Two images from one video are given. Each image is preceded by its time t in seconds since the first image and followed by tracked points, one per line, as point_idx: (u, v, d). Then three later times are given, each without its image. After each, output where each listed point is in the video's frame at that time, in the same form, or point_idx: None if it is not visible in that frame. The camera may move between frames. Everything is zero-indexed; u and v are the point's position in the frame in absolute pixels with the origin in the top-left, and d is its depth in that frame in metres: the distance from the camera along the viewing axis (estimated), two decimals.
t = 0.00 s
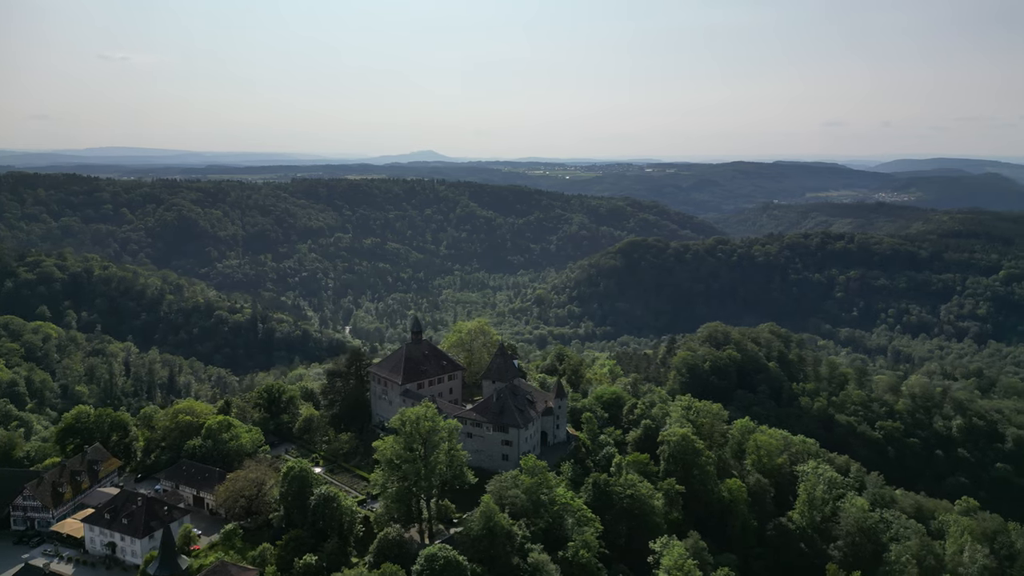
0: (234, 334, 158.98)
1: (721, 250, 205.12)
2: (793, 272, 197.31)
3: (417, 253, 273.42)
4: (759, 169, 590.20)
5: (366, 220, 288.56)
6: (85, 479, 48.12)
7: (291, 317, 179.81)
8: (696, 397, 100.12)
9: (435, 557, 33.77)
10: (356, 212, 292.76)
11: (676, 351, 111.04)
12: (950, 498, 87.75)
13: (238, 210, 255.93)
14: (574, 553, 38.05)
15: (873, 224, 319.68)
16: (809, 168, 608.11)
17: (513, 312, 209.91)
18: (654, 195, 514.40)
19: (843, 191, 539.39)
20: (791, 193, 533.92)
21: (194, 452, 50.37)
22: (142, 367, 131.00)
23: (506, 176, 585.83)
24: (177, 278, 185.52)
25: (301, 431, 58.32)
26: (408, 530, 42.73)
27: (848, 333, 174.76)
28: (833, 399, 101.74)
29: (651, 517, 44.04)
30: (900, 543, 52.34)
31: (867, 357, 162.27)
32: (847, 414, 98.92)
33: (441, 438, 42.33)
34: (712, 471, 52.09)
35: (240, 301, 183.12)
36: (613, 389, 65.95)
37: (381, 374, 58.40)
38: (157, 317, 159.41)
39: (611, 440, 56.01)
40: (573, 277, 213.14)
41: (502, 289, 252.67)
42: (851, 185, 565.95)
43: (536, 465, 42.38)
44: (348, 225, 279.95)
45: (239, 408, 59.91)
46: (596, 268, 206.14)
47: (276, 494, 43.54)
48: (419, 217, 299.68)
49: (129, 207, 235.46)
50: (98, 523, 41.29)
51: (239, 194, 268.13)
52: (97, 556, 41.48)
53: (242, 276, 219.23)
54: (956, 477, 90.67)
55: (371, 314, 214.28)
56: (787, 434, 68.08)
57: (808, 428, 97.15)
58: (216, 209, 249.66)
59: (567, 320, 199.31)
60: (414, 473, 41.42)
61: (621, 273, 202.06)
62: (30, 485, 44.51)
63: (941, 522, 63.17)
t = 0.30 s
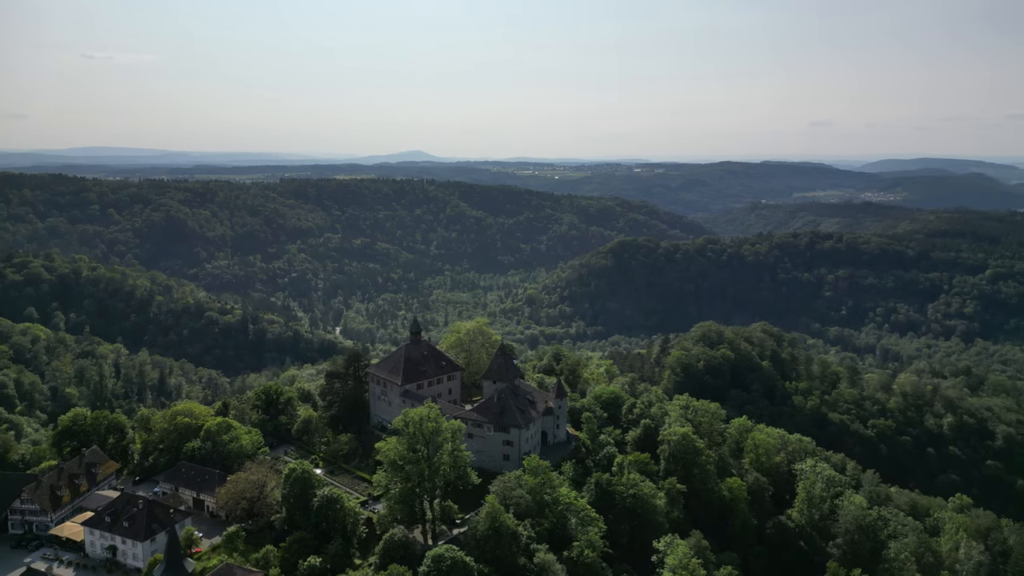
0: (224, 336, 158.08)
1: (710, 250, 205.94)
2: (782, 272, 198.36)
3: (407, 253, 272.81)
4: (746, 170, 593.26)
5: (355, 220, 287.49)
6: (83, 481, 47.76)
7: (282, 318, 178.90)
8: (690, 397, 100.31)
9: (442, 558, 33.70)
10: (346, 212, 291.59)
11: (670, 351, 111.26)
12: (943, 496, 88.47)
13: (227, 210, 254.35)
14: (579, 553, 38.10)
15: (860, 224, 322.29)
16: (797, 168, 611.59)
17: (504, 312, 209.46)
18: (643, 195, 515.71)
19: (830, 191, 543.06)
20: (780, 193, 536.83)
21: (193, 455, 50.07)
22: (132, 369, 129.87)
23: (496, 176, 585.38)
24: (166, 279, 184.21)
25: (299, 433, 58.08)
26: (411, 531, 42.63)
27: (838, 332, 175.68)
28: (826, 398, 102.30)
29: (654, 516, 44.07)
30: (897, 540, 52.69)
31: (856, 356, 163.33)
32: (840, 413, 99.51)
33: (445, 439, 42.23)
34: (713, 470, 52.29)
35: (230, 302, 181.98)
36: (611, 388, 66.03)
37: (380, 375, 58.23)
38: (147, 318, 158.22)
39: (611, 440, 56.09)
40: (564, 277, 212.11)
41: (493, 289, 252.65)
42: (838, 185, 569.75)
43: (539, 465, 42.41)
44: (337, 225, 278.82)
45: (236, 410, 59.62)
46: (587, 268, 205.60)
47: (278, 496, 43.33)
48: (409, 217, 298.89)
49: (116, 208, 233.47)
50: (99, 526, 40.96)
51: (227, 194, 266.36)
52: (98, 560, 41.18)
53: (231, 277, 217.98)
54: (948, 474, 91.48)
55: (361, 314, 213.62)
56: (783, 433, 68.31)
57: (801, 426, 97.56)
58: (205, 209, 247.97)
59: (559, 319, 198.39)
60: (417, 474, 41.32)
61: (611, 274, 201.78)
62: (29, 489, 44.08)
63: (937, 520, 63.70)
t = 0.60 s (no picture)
0: (215, 337, 157.07)
1: (700, 249, 206.67)
2: (771, 271, 199.39)
3: (397, 253, 272.09)
4: (734, 169, 596.22)
5: (345, 220, 286.38)
6: (82, 484, 47.33)
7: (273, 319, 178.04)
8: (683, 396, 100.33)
9: (449, 559, 33.68)
10: (335, 212, 290.20)
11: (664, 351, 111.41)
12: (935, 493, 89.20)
13: (215, 211, 252.72)
14: (584, 553, 38.16)
15: (847, 223, 324.76)
16: (784, 168, 615.18)
17: (496, 313, 207.60)
18: (631, 194, 516.88)
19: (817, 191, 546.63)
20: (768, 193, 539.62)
21: (193, 457, 49.79)
22: (123, 371, 128.76)
23: (484, 176, 584.85)
24: (155, 280, 182.85)
25: (298, 434, 57.83)
26: (415, 532, 42.54)
27: (827, 331, 176.51)
28: (819, 397, 102.86)
29: (656, 516, 44.15)
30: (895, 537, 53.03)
31: (845, 354, 164.34)
32: (833, 411, 100.11)
33: (448, 439, 42.20)
34: (713, 469, 52.49)
35: (220, 303, 180.81)
36: (609, 387, 66.06)
37: (379, 375, 58.04)
38: (136, 319, 156.94)
39: (611, 440, 56.16)
40: (555, 277, 209.63)
41: (484, 289, 252.61)
42: (825, 185, 573.58)
43: (542, 465, 42.41)
44: (326, 225, 277.64)
45: (234, 412, 59.30)
46: (578, 268, 203.29)
47: (280, 497, 43.11)
48: (399, 217, 297.95)
49: (103, 208, 231.42)
50: (99, 529, 40.65)
51: (215, 194, 264.57)
52: (98, 563, 40.86)
53: (220, 278, 216.69)
54: (939, 472, 92.28)
55: (352, 315, 212.99)
56: (780, 431, 68.51)
57: (795, 424, 97.96)
58: (193, 209, 246.14)
59: (550, 320, 194.81)
60: (421, 475, 41.24)
61: (602, 274, 200.97)
62: (27, 492, 43.69)
63: (932, 517, 64.28)
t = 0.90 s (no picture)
0: (205, 338, 156.14)
1: (690, 249, 207.44)
2: (761, 270, 200.45)
3: (387, 253, 271.38)
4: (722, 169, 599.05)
5: (334, 220, 285.29)
6: (80, 487, 46.90)
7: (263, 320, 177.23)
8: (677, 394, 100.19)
9: (456, 560, 33.75)
10: (324, 212, 288.80)
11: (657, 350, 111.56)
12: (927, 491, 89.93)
13: (203, 211, 251.09)
14: (589, 553, 38.27)
15: (834, 222, 327.23)
16: (772, 168, 618.57)
17: (486, 312, 207.87)
18: (620, 194, 518.16)
19: (804, 191, 550.31)
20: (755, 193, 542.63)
21: (192, 459, 49.51)
22: (112, 373, 127.68)
23: (473, 176, 584.35)
24: (143, 281, 181.58)
25: (296, 436, 57.62)
26: (418, 533, 42.44)
27: (816, 330, 177.39)
28: (811, 395, 103.50)
29: (658, 515, 44.33)
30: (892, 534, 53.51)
31: (834, 352, 165.36)
32: (825, 409, 100.75)
33: (451, 440, 42.24)
34: (712, 468, 52.78)
35: (210, 304, 179.63)
36: (607, 387, 66.14)
37: (377, 376, 57.91)
38: (124, 320, 155.49)
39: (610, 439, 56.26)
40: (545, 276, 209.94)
41: (474, 289, 252.49)
42: (812, 185, 577.13)
43: (545, 465, 42.47)
44: (315, 225, 276.45)
45: (232, 414, 59.00)
46: (568, 268, 203.85)
47: (282, 500, 42.94)
48: (388, 217, 297.03)
49: (89, 208, 229.40)
50: (100, 533, 40.29)
51: (203, 194, 262.74)
52: (99, 567, 40.51)
53: (208, 278, 215.41)
54: (930, 469, 93.12)
55: (342, 315, 212.36)
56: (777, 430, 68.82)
57: (787, 423, 98.38)
58: (180, 210, 244.42)
59: (541, 319, 194.62)
60: (424, 475, 41.20)
61: (592, 274, 200.84)
62: (25, 495, 43.28)
63: (926, 514, 64.89)
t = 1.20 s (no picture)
0: (195, 339, 155.08)
1: (680, 249, 208.12)
2: (750, 270, 201.40)
3: (376, 254, 270.60)
4: (710, 169, 601.62)
5: (323, 221, 284.12)
6: (79, 491, 46.51)
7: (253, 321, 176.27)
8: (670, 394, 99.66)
9: (463, 561, 33.77)
10: (313, 212, 287.48)
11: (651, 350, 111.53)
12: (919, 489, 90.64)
13: (191, 211, 249.28)
14: (594, 553, 38.33)
15: (822, 221, 329.67)
16: (760, 169, 621.58)
17: (477, 312, 207.76)
18: (609, 194, 518.94)
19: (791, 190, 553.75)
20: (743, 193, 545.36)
21: (191, 461, 49.22)
22: (101, 375, 126.44)
23: (462, 176, 583.60)
24: (131, 281, 179.95)
25: (294, 437, 57.30)
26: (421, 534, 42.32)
27: (805, 329, 178.26)
28: (804, 394, 104.00)
29: (661, 514, 44.41)
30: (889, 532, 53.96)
31: (824, 351, 166.31)
32: (818, 408, 101.32)
33: (454, 441, 42.28)
34: (712, 467, 52.99)
35: (199, 304, 178.38)
36: (605, 386, 66.12)
37: (376, 377, 57.71)
38: (113, 322, 154.01)
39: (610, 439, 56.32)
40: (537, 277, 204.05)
41: (465, 289, 252.31)
42: (799, 185, 580.73)
43: (549, 465, 42.55)
44: (304, 225, 275.22)
45: (230, 415, 58.69)
46: (559, 268, 201.91)
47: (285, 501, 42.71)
48: (378, 218, 296.20)
49: (75, 209, 227.19)
50: (101, 536, 40.03)
51: (191, 194, 260.83)
52: (100, 570, 40.18)
53: (197, 279, 213.94)
54: (922, 467, 93.90)
55: (332, 316, 211.56)
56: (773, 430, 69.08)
57: (781, 422, 98.68)
58: (168, 210, 242.58)
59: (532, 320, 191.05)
60: (428, 476, 41.17)
61: (583, 274, 200.66)
62: (24, 499, 42.84)
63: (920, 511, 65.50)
